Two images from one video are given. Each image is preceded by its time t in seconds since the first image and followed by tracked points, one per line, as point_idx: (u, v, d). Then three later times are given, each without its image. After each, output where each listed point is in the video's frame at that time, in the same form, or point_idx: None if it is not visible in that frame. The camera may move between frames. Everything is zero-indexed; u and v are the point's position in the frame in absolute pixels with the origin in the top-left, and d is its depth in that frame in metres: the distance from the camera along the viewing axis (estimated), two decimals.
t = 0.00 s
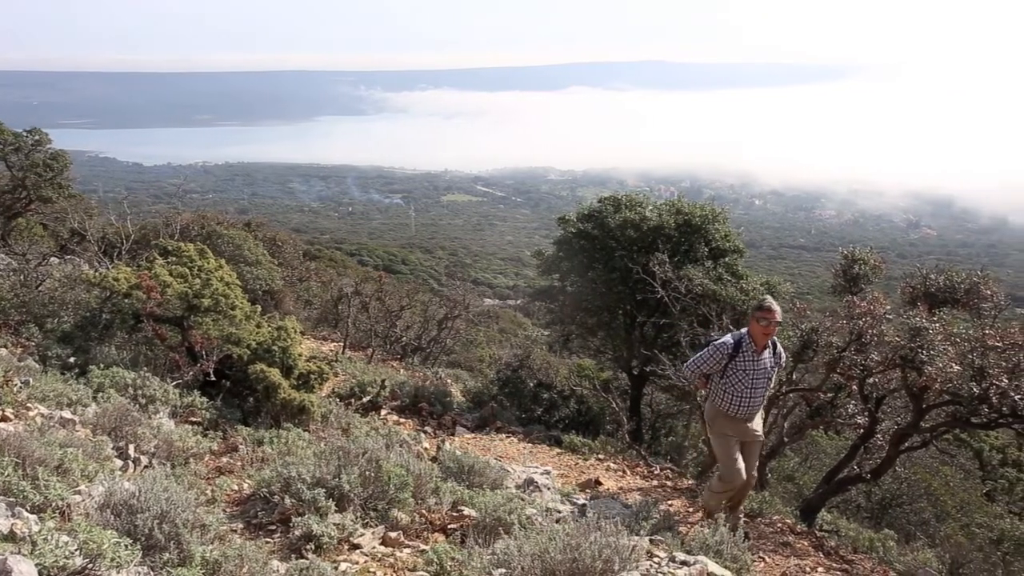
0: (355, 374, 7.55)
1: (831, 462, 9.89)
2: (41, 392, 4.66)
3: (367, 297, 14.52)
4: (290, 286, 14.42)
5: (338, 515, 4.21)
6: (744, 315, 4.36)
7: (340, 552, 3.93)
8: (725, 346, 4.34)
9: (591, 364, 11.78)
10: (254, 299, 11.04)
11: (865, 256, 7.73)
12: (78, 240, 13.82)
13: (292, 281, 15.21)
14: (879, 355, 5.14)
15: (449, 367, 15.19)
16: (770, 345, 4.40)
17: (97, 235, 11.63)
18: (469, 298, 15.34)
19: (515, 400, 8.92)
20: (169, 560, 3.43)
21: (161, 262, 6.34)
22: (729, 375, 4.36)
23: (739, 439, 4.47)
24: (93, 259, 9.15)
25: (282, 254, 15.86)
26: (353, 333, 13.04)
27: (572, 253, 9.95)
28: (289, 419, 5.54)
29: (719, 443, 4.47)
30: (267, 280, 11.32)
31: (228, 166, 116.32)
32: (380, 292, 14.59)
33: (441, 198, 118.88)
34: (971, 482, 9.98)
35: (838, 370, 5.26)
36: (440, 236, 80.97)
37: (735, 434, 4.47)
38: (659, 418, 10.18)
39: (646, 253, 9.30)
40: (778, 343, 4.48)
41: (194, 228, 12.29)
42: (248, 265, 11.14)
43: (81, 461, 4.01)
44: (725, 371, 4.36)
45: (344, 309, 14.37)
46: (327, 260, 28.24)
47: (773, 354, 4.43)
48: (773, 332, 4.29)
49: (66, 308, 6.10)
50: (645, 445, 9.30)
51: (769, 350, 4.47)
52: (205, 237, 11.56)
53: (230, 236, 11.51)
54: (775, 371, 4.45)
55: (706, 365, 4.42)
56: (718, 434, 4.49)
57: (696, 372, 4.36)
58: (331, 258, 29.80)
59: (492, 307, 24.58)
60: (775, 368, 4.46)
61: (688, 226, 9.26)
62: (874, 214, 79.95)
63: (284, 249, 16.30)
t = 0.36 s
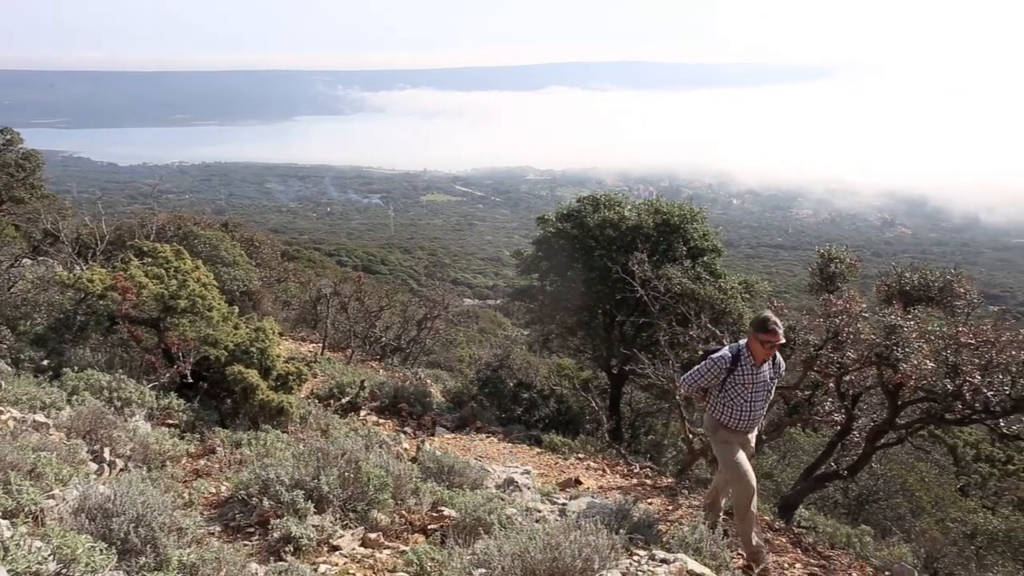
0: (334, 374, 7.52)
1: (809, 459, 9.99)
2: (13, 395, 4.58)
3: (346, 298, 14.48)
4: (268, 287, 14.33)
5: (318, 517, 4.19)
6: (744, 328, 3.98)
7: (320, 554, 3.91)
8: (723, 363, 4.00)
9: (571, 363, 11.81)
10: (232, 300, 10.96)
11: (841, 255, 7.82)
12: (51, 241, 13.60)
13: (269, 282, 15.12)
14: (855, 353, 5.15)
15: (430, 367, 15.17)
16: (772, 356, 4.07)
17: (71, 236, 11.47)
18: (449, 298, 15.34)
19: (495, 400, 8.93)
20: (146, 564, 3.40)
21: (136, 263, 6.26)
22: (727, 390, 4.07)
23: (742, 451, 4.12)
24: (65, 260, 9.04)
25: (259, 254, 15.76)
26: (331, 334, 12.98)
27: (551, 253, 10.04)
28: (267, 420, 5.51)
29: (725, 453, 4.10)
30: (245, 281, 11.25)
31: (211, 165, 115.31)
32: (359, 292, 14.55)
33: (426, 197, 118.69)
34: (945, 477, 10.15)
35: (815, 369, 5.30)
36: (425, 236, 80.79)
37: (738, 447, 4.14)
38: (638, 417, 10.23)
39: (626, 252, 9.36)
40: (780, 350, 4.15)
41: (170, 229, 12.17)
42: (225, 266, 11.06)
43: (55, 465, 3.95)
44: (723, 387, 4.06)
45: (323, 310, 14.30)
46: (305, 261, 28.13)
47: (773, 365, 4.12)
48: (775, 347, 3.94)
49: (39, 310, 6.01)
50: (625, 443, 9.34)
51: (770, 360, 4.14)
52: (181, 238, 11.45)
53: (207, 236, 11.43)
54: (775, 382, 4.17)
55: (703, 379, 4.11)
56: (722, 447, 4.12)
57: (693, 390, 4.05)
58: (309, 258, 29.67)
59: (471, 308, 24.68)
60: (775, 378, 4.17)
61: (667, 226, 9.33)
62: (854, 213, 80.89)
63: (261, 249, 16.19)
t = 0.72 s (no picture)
0: (307, 375, 7.48)
1: (782, 455, 10.11)
2: None
3: (320, 298, 14.41)
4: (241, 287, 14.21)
5: (291, 519, 4.15)
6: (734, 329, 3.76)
7: (293, 556, 3.88)
8: (716, 366, 3.78)
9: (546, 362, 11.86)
10: (203, 300, 10.84)
11: (812, 253, 7.91)
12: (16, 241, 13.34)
13: (241, 282, 15.00)
14: (826, 350, 5.24)
15: (405, 367, 15.15)
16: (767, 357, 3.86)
17: (37, 237, 11.27)
18: (424, 298, 15.34)
19: (470, 399, 8.94)
20: (115, 568, 3.35)
21: (104, 263, 6.18)
22: (722, 394, 3.84)
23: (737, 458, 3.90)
24: (30, 261, 8.89)
25: (232, 254, 15.61)
26: (305, 334, 12.91)
27: (525, 252, 10.14)
28: (240, 422, 5.49)
29: (718, 465, 3.88)
30: (217, 282, 11.15)
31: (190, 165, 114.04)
32: (333, 292, 14.50)
33: (408, 197, 118.44)
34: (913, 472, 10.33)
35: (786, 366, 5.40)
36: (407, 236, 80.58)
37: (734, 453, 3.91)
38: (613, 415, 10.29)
39: (600, 251, 9.42)
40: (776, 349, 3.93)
41: (140, 229, 12.05)
42: (197, 266, 10.96)
43: (21, 469, 3.87)
44: (718, 391, 3.84)
45: (296, 310, 14.21)
46: (278, 261, 27.99)
47: (769, 365, 3.90)
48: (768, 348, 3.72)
49: (5, 312, 5.89)
50: (600, 442, 9.39)
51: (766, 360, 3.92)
52: (151, 238, 11.31)
53: (178, 237, 11.30)
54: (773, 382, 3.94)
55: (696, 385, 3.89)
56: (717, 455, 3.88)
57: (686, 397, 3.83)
58: (281, 258, 29.48)
59: (446, 308, 24.78)
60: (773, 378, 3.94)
61: (640, 225, 9.41)
62: (829, 212, 82.06)
63: (234, 249, 16.04)
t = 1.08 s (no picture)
0: (282, 376, 7.44)
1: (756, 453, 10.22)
2: None
3: (295, 298, 14.32)
4: (214, 289, 14.08)
5: (266, 521, 4.12)
6: (730, 327, 3.74)
7: (268, 559, 3.85)
8: (710, 365, 3.73)
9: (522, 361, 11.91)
10: (176, 301, 10.73)
11: (785, 252, 7.97)
12: None
13: (214, 283, 14.86)
14: (800, 348, 5.19)
15: (381, 367, 15.12)
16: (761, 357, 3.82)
17: (5, 237, 11.08)
18: (401, 298, 15.31)
19: (447, 399, 8.93)
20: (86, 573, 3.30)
21: (74, 264, 6.09)
22: (716, 395, 3.78)
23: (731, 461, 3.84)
24: None
25: (205, 255, 15.46)
26: (279, 335, 12.83)
27: (501, 251, 10.17)
28: (214, 424, 5.44)
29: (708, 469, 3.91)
30: (191, 283, 11.03)
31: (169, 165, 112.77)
32: (308, 292, 14.44)
33: (391, 197, 118.12)
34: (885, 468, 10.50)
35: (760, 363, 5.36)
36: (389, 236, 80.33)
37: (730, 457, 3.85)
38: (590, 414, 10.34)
39: (575, 250, 9.47)
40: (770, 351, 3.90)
41: (112, 229, 11.91)
42: (169, 267, 10.85)
43: None
44: (712, 392, 3.78)
45: (271, 311, 14.12)
46: (252, 262, 27.81)
47: (763, 367, 3.86)
48: (763, 346, 3.69)
49: None
50: (577, 440, 9.45)
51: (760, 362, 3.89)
52: (123, 238, 11.17)
53: (150, 237, 11.19)
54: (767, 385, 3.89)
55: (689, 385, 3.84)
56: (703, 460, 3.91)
57: (680, 398, 3.77)
58: (256, 258, 29.25)
59: (423, 308, 24.82)
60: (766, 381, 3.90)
61: (616, 224, 9.49)
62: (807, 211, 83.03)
63: (207, 250, 15.89)
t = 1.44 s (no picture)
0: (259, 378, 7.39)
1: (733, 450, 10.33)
2: None
3: (272, 299, 14.22)
4: (189, 289, 13.94)
5: (243, 523, 4.09)
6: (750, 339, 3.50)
7: (245, 561, 3.82)
8: (727, 378, 3.48)
9: (500, 361, 11.94)
10: (150, 302, 10.61)
11: (761, 250, 8.06)
12: None
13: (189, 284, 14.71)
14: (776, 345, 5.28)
15: (359, 367, 15.09)
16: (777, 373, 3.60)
17: None
18: (379, 298, 15.28)
19: (425, 399, 8.92)
20: None
21: (46, 265, 6.01)
22: (729, 411, 3.54)
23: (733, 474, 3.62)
24: None
25: (179, 255, 15.32)
26: (255, 336, 12.74)
27: (479, 251, 10.17)
28: (190, 426, 5.38)
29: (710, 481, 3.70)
30: (165, 283, 10.92)
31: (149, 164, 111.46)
32: (285, 293, 14.37)
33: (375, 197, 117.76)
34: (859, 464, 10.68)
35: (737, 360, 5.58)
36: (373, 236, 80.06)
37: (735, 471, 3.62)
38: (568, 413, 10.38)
39: (553, 249, 9.52)
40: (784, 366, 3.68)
41: (84, 230, 11.77)
42: (143, 268, 10.74)
43: None
44: (725, 407, 3.53)
45: (247, 311, 14.01)
46: (228, 262, 27.60)
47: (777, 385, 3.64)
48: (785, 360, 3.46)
49: None
50: (556, 439, 9.48)
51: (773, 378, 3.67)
52: (95, 239, 11.02)
53: (123, 237, 11.06)
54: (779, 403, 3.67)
55: (700, 399, 3.58)
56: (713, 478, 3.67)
57: (692, 412, 3.50)
58: (232, 259, 29.05)
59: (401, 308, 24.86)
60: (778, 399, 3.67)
61: (593, 223, 9.63)
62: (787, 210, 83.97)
63: (180, 250, 15.73)
